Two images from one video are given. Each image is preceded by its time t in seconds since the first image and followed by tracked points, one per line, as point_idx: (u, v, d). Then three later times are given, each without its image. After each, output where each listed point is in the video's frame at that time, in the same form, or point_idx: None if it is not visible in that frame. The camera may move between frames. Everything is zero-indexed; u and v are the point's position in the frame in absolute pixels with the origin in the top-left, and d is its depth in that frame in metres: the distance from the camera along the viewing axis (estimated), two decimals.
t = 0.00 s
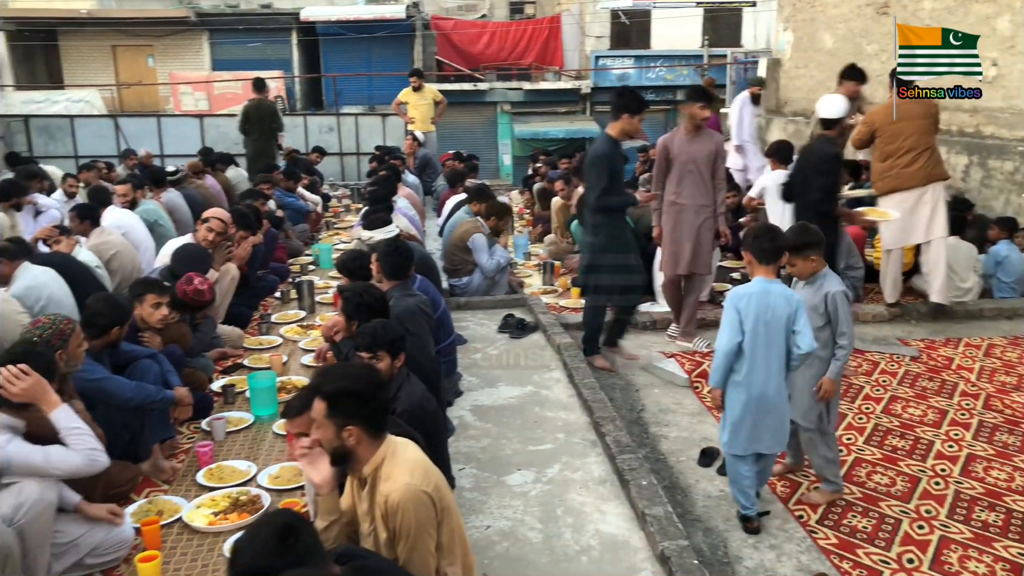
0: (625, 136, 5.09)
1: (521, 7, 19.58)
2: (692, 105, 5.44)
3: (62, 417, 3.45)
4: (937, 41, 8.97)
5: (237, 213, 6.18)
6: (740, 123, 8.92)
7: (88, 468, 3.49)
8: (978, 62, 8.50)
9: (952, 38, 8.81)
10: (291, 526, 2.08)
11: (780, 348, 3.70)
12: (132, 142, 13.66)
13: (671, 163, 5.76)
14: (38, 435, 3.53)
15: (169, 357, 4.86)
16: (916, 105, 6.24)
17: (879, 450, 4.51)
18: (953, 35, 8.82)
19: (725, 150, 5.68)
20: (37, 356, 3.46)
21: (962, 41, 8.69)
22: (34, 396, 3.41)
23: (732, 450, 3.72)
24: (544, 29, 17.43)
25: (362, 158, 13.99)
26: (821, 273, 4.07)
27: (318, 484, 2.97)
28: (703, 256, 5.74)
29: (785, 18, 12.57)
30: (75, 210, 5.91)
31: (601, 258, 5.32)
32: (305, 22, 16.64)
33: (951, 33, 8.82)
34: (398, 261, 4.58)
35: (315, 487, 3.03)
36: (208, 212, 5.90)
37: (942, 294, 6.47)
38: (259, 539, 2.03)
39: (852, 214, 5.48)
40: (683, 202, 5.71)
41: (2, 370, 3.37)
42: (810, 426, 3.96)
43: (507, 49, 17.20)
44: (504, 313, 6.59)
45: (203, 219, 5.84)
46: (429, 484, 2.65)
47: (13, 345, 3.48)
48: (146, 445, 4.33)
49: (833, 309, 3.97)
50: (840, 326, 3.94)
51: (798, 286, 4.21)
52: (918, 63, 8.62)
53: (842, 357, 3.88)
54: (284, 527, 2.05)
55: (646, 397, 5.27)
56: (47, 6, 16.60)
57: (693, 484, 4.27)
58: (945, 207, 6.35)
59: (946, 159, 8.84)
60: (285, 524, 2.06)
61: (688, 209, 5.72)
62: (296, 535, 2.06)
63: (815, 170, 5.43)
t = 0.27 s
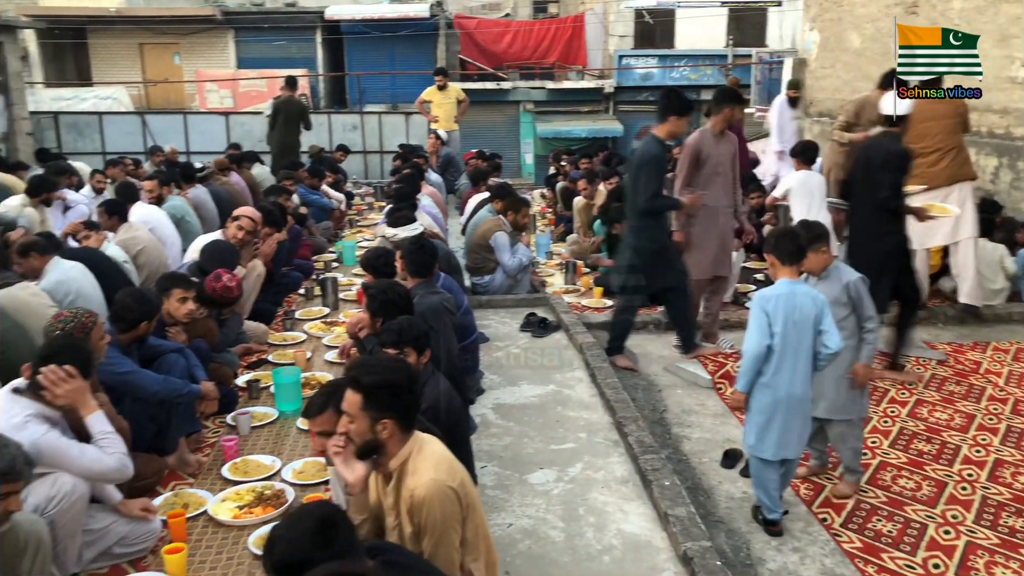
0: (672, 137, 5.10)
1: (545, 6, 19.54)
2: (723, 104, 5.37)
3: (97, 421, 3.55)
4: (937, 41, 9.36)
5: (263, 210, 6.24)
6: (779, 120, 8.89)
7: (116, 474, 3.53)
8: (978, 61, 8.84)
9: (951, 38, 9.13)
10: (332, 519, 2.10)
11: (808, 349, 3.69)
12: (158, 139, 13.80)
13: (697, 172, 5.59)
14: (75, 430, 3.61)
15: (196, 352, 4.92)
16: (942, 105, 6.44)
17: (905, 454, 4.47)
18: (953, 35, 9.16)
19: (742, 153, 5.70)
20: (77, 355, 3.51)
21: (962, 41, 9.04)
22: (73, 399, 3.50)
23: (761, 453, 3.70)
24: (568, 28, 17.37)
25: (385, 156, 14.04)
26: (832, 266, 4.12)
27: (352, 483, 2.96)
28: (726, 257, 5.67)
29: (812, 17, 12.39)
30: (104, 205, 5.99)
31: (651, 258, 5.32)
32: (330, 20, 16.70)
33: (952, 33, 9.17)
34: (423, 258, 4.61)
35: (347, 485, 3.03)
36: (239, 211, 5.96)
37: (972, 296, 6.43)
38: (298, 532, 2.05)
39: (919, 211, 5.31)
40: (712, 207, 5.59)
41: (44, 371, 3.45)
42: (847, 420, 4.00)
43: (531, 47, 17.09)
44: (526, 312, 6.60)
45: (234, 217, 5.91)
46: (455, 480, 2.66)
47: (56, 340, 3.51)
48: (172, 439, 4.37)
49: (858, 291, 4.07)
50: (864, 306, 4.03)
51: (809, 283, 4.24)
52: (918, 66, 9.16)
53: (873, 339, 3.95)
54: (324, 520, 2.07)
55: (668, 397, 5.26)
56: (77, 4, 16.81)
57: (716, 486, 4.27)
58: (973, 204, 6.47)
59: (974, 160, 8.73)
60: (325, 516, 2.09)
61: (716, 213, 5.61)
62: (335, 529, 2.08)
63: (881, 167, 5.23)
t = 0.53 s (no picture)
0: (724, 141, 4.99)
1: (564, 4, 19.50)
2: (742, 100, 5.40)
3: (119, 411, 3.63)
4: (938, 41, 9.81)
5: (284, 208, 6.29)
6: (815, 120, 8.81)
7: (141, 462, 3.60)
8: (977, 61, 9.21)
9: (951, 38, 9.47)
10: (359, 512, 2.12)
11: (829, 351, 3.67)
12: (179, 136, 13.90)
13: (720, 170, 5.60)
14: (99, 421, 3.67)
15: (217, 348, 4.96)
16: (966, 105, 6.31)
17: (927, 457, 4.44)
18: (952, 36, 9.56)
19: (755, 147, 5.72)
20: (109, 348, 3.55)
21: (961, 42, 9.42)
22: (101, 391, 3.56)
23: (783, 456, 3.69)
24: (587, 27, 17.26)
25: (405, 155, 14.08)
26: (855, 265, 4.17)
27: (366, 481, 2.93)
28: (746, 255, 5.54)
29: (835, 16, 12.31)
30: (126, 202, 6.05)
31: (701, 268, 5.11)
32: (351, 19, 16.75)
33: (951, 33, 9.58)
34: (441, 257, 4.63)
35: (359, 481, 3.00)
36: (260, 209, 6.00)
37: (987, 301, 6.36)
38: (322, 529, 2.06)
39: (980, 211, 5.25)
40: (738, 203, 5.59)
41: (78, 362, 3.48)
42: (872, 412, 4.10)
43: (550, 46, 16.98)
44: (545, 310, 6.61)
45: (254, 215, 5.95)
46: (477, 478, 2.67)
47: (88, 331, 3.53)
48: (192, 434, 4.41)
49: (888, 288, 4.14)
50: (890, 306, 4.12)
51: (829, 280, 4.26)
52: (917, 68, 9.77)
53: (900, 336, 4.09)
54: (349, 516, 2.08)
55: (687, 398, 5.25)
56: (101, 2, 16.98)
57: (734, 487, 4.26)
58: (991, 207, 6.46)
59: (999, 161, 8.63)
60: (351, 510, 2.10)
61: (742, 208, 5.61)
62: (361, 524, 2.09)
63: (944, 167, 5.19)
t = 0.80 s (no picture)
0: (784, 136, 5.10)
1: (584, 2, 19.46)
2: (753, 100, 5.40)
3: (141, 404, 3.68)
4: (937, 42, 9.91)
5: (305, 205, 6.33)
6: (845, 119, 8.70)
7: (166, 451, 3.70)
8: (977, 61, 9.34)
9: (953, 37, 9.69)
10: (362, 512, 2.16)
11: (850, 349, 3.66)
12: (201, 133, 14.01)
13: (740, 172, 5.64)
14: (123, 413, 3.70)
15: (238, 344, 5.01)
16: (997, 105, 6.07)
17: (950, 460, 4.40)
18: (952, 35, 9.73)
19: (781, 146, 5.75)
20: (137, 340, 3.61)
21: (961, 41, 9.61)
22: (127, 383, 3.61)
23: (808, 456, 3.65)
24: (607, 26, 17.10)
25: (424, 153, 14.12)
26: (893, 263, 4.17)
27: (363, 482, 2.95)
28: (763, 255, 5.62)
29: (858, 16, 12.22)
30: (150, 199, 6.12)
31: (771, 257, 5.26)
32: (371, 17, 16.81)
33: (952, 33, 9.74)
34: (460, 257, 4.65)
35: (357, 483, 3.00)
36: (278, 205, 6.04)
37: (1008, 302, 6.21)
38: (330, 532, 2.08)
39: None
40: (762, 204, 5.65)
41: (108, 354, 3.53)
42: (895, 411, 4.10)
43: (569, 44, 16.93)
44: (564, 309, 6.61)
45: (272, 211, 5.97)
46: (504, 473, 2.68)
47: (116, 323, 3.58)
48: (214, 429, 4.45)
49: (919, 288, 4.15)
50: (921, 307, 4.13)
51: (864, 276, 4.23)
52: (918, 66, 9.80)
53: (927, 336, 4.11)
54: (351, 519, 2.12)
55: (706, 398, 5.24)
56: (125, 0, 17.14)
57: (754, 488, 4.24)
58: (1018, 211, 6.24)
59: None
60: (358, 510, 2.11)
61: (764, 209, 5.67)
62: (365, 523, 2.13)
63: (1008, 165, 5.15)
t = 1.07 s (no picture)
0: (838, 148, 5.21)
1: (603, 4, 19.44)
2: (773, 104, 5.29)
3: (157, 403, 3.68)
4: (938, 42, 10.52)
5: (323, 206, 6.37)
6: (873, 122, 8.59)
7: (178, 452, 3.71)
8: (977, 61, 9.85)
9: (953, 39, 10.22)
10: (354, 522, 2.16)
11: (865, 352, 3.63)
12: (221, 133, 14.14)
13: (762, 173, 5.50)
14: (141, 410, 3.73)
15: (256, 342, 5.05)
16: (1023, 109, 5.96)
17: (969, 467, 4.37)
18: (954, 37, 10.23)
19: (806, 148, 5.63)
20: (154, 341, 3.63)
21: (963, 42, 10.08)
22: (144, 382, 3.64)
23: (823, 459, 3.63)
24: (627, 27, 16.88)
25: (442, 154, 14.17)
26: (919, 267, 4.12)
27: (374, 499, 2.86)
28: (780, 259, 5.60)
29: (880, 18, 12.13)
30: (171, 199, 6.17)
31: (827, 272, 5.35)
32: (390, 18, 16.88)
33: (953, 34, 10.25)
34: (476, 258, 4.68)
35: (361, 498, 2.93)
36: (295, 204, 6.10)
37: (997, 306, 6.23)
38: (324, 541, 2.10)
39: None
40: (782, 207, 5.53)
41: (126, 354, 3.56)
42: (913, 415, 4.06)
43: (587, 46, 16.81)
44: (580, 311, 6.61)
45: (289, 211, 6.02)
46: (521, 467, 2.69)
47: (134, 323, 3.62)
48: (231, 426, 4.49)
49: (944, 293, 4.11)
50: (944, 313, 4.09)
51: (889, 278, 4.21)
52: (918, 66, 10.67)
53: (948, 342, 4.08)
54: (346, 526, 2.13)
55: (723, 401, 5.23)
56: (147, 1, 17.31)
57: (770, 492, 4.23)
58: None
59: None
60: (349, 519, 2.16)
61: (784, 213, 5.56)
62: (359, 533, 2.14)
63: None
